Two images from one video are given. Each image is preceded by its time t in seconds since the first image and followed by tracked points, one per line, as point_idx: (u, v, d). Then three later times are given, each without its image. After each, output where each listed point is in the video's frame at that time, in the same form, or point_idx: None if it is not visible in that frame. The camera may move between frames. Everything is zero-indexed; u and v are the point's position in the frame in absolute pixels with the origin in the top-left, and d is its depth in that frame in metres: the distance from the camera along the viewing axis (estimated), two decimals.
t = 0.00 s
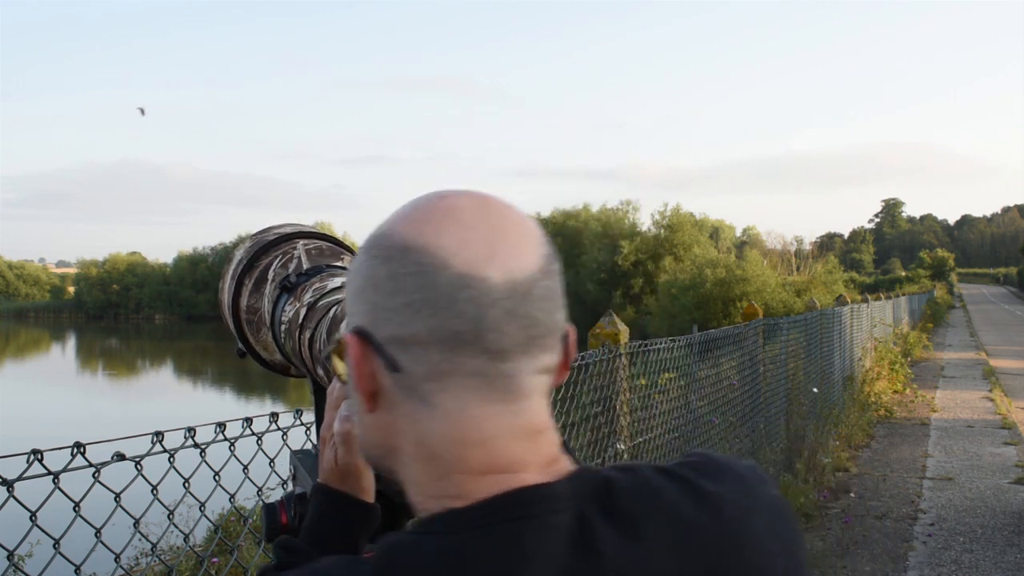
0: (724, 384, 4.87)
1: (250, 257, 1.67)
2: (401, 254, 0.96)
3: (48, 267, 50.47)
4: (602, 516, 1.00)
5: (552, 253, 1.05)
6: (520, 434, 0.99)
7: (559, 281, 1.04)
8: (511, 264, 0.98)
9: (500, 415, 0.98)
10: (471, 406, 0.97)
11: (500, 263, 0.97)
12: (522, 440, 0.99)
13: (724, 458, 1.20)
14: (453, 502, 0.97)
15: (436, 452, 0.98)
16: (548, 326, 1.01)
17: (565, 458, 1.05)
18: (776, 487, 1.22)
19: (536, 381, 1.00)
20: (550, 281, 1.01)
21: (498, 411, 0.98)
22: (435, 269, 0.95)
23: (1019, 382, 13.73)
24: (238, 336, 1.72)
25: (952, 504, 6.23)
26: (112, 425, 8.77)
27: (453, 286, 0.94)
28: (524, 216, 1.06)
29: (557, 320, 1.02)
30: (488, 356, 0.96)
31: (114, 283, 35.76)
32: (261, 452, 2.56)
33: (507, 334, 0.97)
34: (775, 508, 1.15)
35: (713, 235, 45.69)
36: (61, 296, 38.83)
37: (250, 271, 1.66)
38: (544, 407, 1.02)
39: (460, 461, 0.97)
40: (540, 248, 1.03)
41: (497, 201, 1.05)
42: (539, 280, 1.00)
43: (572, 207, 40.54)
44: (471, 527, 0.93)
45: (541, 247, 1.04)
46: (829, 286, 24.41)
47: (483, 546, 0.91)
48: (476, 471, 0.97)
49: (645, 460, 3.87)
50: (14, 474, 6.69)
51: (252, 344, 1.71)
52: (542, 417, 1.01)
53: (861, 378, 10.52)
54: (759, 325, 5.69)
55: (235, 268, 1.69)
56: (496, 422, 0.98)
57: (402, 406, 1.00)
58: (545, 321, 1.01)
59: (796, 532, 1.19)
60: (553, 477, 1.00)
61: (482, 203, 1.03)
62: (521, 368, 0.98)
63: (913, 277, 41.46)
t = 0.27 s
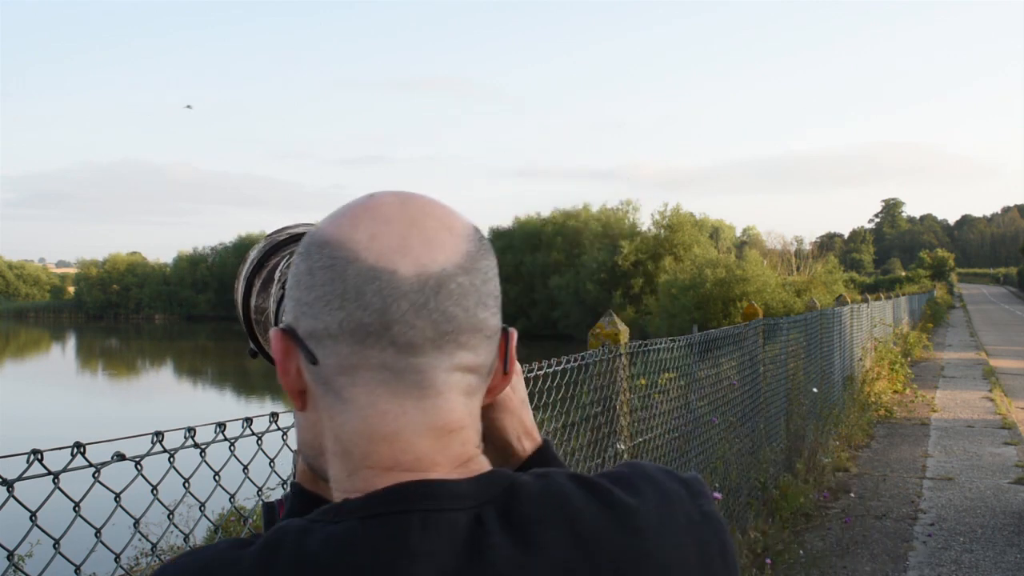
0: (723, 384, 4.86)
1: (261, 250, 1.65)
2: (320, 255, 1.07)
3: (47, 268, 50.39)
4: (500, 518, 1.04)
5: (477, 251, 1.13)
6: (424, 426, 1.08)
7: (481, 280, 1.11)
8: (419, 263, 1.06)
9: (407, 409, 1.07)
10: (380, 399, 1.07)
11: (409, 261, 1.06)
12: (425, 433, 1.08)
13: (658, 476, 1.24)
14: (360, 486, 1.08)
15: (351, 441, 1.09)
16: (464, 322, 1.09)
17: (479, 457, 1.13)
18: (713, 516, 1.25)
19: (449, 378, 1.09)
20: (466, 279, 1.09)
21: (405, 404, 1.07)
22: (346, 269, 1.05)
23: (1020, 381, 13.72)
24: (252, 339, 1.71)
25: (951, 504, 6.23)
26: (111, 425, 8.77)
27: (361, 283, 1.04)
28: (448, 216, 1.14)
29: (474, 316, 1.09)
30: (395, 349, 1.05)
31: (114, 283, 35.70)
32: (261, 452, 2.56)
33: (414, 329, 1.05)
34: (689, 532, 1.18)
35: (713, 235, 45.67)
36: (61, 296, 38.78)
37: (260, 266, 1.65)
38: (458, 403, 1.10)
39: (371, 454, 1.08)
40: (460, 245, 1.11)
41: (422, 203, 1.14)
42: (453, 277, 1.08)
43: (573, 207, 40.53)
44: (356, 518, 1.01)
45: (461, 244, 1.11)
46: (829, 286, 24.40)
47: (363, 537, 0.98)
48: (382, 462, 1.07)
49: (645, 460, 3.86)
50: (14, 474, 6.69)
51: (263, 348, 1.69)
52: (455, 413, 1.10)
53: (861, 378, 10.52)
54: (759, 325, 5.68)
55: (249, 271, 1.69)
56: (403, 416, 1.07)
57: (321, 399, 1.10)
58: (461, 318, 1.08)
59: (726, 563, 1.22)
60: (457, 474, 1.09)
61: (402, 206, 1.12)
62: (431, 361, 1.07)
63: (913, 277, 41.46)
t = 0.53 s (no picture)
0: (723, 384, 4.86)
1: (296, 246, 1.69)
2: (279, 279, 1.13)
3: (46, 268, 50.35)
4: (456, 525, 1.10)
5: (435, 265, 1.18)
6: (385, 441, 1.14)
7: (441, 295, 1.17)
8: (374, 283, 1.12)
9: (369, 425, 1.14)
10: (342, 417, 1.14)
11: (364, 283, 1.12)
12: (386, 447, 1.14)
13: (625, 481, 1.29)
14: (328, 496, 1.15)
15: (318, 457, 1.16)
16: (422, 339, 1.15)
17: (443, 467, 1.19)
18: (682, 519, 1.30)
19: (411, 394, 1.15)
20: (423, 296, 1.15)
21: (366, 420, 1.14)
22: (305, 293, 1.11)
23: (1020, 381, 13.71)
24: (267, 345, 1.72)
25: (952, 504, 6.23)
26: (111, 425, 8.76)
27: (318, 306, 1.11)
28: (407, 233, 1.20)
29: (433, 333, 1.15)
30: (355, 369, 1.12)
31: (113, 283, 35.66)
32: (261, 452, 2.56)
33: (372, 350, 1.11)
34: (654, 535, 1.23)
35: (713, 235, 45.66)
36: (60, 296, 38.71)
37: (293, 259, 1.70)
38: (422, 417, 1.17)
39: (339, 470, 1.15)
40: (417, 262, 1.17)
41: (379, 223, 1.20)
42: (410, 295, 1.14)
43: (573, 207, 40.52)
44: (316, 525, 1.08)
45: (418, 261, 1.17)
46: (829, 286, 24.38)
47: (321, 545, 1.04)
48: (347, 477, 1.14)
49: (645, 460, 3.86)
50: (14, 474, 6.69)
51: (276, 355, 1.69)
52: (418, 427, 1.16)
53: (861, 378, 10.51)
54: (759, 325, 5.68)
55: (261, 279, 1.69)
56: (367, 432, 1.14)
57: (288, 418, 1.17)
58: (418, 334, 1.14)
59: (696, 564, 1.26)
60: (419, 484, 1.15)
61: (358, 228, 1.18)
62: (390, 379, 1.13)
63: (913, 277, 41.44)
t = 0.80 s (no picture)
0: (723, 384, 4.86)
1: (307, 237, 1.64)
2: (258, 284, 1.14)
3: (47, 268, 50.44)
4: (432, 523, 1.10)
5: (415, 267, 1.18)
6: (364, 444, 1.14)
7: (421, 297, 1.17)
8: (352, 287, 1.12)
9: (349, 429, 1.14)
10: (321, 421, 1.14)
11: (342, 286, 1.12)
12: (366, 451, 1.14)
13: (604, 475, 1.30)
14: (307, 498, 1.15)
15: (298, 461, 1.16)
16: (402, 342, 1.14)
17: (423, 468, 1.19)
18: (663, 513, 1.30)
19: (390, 397, 1.15)
20: (402, 299, 1.14)
21: (346, 424, 1.14)
22: (284, 297, 1.12)
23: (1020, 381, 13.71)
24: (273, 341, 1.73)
25: (952, 504, 6.23)
26: (111, 425, 8.76)
27: (296, 310, 1.11)
28: (386, 235, 1.20)
29: (412, 335, 1.15)
30: (333, 374, 1.12)
31: (113, 283, 35.72)
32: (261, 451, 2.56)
33: (350, 354, 1.11)
34: (632, 530, 1.23)
35: (713, 235, 45.67)
36: (61, 296, 38.75)
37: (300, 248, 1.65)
38: (402, 420, 1.16)
39: (319, 472, 1.15)
40: (396, 264, 1.16)
41: (359, 225, 1.20)
42: (388, 298, 1.13)
43: (573, 207, 40.53)
44: (290, 528, 1.08)
45: (398, 263, 1.17)
46: (829, 286, 24.38)
47: (294, 547, 1.05)
48: (328, 479, 1.15)
49: (645, 460, 3.86)
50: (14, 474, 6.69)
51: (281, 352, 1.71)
52: (398, 430, 1.16)
53: (861, 378, 10.52)
54: (759, 325, 5.68)
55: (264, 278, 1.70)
56: (346, 435, 1.14)
57: (271, 422, 1.18)
58: (398, 337, 1.14)
59: (677, 558, 1.27)
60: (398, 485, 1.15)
61: (337, 230, 1.18)
62: (369, 383, 1.13)
63: (913, 277, 41.45)
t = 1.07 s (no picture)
0: (724, 384, 4.86)
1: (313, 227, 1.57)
2: (237, 287, 1.14)
3: (47, 269, 50.52)
4: (404, 528, 1.11)
5: (393, 270, 1.18)
6: (341, 450, 1.14)
7: (399, 301, 1.16)
8: (329, 290, 1.12)
9: (325, 433, 1.14)
10: (298, 424, 1.14)
11: (319, 289, 1.12)
12: (342, 456, 1.15)
13: (581, 478, 1.30)
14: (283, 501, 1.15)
15: (275, 464, 1.16)
16: (378, 346, 1.14)
17: (398, 473, 1.19)
18: (640, 516, 1.30)
19: (367, 401, 1.15)
20: (379, 303, 1.14)
21: (322, 427, 1.14)
22: (261, 300, 1.12)
23: (1020, 382, 13.72)
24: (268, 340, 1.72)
25: (952, 504, 6.23)
26: (111, 425, 8.77)
27: (273, 313, 1.11)
28: (366, 237, 1.20)
29: (389, 339, 1.15)
30: (309, 379, 1.12)
31: (113, 283, 35.72)
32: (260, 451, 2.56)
33: (326, 358, 1.11)
34: (606, 534, 1.22)
35: (713, 235, 45.70)
36: (61, 296, 38.74)
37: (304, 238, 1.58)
38: (378, 423, 1.17)
39: (294, 476, 1.15)
40: (375, 268, 1.16)
41: (339, 227, 1.20)
42: (364, 301, 1.13)
43: (573, 208, 40.53)
44: (260, 533, 1.08)
45: (376, 267, 1.17)
46: (829, 286, 24.38)
47: (262, 552, 1.05)
48: (304, 484, 1.15)
49: (645, 460, 3.86)
50: (14, 474, 6.69)
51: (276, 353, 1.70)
52: (374, 434, 1.16)
53: (861, 378, 10.52)
54: (759, 325, 5.69)
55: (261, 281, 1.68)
56: (322, 438, 1.14)
57: (248, 425, 1.18)
58: (374, 342, 1.14)
59: (652, 561, 1.27)
60: (373, 489, 1.16)
61: (316, 233, 1.18)
62: (344, 388, 1.13)
63: (913, 277, 41.53)
